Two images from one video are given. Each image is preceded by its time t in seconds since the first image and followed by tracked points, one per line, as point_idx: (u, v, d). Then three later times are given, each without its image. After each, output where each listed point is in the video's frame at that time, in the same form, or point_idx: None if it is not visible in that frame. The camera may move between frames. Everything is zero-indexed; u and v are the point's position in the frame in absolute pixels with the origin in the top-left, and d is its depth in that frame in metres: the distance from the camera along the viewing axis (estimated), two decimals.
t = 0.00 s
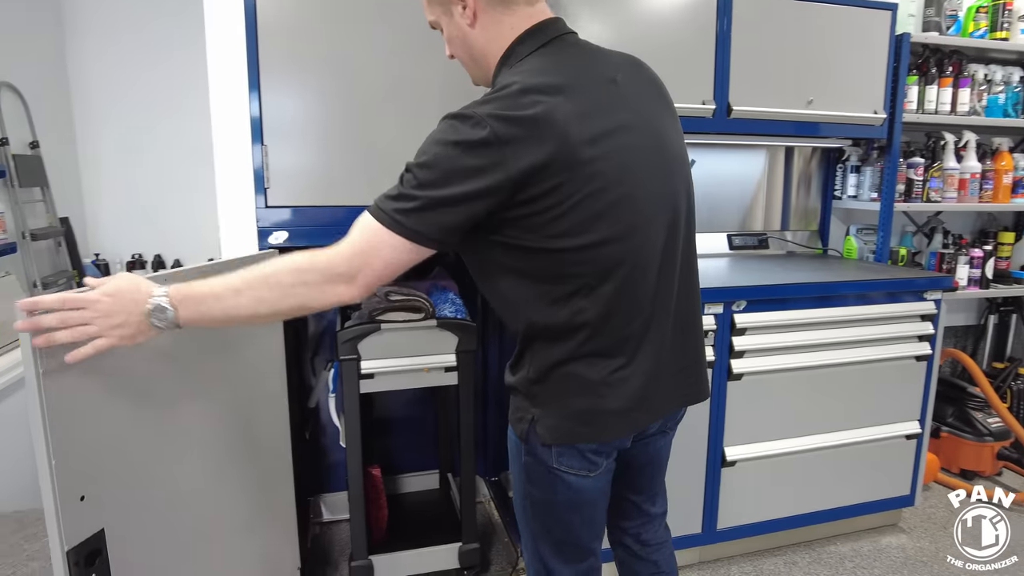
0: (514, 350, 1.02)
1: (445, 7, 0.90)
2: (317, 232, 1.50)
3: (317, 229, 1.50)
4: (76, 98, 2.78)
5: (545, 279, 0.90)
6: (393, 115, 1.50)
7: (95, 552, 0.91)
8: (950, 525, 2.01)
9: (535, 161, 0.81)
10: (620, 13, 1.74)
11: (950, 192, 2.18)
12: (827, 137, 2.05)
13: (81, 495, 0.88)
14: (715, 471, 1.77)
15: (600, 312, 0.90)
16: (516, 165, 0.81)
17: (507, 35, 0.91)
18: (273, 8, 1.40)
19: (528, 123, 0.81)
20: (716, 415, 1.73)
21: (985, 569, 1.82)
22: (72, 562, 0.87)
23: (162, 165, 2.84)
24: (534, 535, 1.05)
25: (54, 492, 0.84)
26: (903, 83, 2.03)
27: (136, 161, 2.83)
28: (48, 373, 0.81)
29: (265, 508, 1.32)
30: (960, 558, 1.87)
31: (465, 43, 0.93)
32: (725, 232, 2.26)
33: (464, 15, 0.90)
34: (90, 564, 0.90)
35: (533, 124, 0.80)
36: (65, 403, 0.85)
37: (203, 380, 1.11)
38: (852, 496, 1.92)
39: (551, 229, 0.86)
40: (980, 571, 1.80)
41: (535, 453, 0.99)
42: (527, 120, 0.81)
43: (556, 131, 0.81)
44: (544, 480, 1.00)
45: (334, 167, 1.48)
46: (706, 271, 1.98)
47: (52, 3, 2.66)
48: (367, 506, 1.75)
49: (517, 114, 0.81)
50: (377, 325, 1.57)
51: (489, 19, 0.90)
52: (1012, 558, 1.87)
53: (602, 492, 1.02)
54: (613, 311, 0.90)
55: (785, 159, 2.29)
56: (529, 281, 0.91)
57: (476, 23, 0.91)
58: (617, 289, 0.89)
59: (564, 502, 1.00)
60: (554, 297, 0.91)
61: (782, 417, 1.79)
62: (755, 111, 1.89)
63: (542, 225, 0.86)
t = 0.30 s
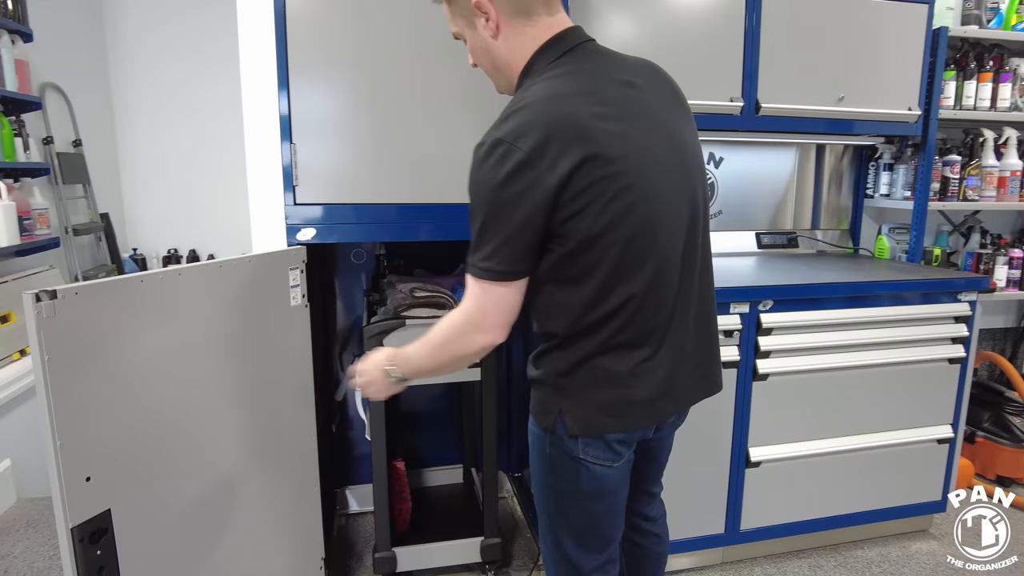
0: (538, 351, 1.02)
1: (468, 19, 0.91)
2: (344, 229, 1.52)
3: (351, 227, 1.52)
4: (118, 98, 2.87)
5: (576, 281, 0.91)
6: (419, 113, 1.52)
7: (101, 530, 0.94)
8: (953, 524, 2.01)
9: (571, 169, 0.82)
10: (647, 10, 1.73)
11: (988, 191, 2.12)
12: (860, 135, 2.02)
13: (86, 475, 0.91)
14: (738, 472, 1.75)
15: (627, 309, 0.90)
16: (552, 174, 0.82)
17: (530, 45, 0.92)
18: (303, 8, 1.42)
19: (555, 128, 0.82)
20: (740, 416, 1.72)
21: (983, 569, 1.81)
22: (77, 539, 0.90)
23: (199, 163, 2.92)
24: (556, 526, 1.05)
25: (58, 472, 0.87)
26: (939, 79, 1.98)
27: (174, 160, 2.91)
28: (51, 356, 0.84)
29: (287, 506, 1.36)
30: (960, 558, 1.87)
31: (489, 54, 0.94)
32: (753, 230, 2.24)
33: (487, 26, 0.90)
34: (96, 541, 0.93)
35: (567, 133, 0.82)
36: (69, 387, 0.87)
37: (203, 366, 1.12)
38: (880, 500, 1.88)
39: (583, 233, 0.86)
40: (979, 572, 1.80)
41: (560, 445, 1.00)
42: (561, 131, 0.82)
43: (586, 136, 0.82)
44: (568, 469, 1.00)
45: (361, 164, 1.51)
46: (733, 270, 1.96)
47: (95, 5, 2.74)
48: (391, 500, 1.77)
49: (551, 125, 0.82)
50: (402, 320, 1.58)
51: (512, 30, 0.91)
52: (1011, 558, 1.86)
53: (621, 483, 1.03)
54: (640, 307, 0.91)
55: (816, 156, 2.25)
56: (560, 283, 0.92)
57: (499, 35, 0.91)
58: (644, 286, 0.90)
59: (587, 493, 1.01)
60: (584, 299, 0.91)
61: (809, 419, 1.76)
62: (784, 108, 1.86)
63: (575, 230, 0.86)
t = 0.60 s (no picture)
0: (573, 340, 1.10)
1: (518, 38, 1.02)
2: (370, 226, 1.55)
3: (374, 224, 1.55)
4: (148, 97, 2.93)
5: (612, 273, 0.98)
6: (441, 111, 1.53)
7: (109, 512, 0.97)
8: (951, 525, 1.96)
9: (608, 170, 0.91)
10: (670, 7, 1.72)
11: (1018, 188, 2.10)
12: (887, 132, 1.99)
13: (95, 459, 0.94)
14: (757, 471, 1.74)
15: (659, 301, 0.97)
16: (592, 175, 0.91)
17: (574, 60, 1.03)
18: (326, 8, 1.44)
19: (591, 138, 0.90)
20: (759, 416, 1.71)
21: (983, 569, 1.81)
22: (85, 519, 0.93)
23: (225, 161, 2.97)
24: (575, 501, 1.12)
25: (66, 454, 0.90)
26: (968, 75, 1.94)
27: (201, 157, 2.97)
28: (60, 344, 0.87)
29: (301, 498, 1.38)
30: (960, 558, 1.86)
31: (536, 69, 1.05)
32: (776, 228, 2.21)
33: (536, 44, 1.02)
34: (104, 523, 0.96)
35: (605, 138, 0.90)
36: (79, 373, 0.91)
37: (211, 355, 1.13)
38: (903, 503, 1.86)
39: (619, 227, 0.94)
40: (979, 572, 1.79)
41: (591, 424, 1.06)
42: (600, 136, 0.91)
43: (622, 140, 0.91)
44: (593, 449, 1.06)
45: (384, 161, 1.52)
46: (755, 269, 1.94)
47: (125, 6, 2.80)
48: (410, 494, 1.79)
49: (591, 130, 0.91)
50: (421, 316, 1.61)
51: (559, 47, 1.02)
52: (1011, 559, 1.85)
53: (640, 467, 1.10)
54: (672, 300, 0.97)
55: (840, 154, 2.23)
56: (597, 275, 1.00)
57: (547, 51, 1.02)
58: (675, 280, 0.96)
59: (610, 472, 1.07)
60: (619, 289, 0.98)
61: (830, 419, 1.74)
62: (808, 105, 1.84)
63: (611, 225, 0.94)
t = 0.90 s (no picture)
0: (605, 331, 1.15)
1: (549, 54, 1.09)
2: (383, 223, 1.56)
3: (387, 220, 1.56)
4: (165, 95, 2.97)
5: (642, 263, 1.04)
6: (451, 109, 1.54)
7: (112, 496, 1.01)
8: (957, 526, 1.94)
9: (635, 166, 0.98)
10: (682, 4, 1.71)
11: None
12: (903, 129, 1.97)
13: (97, 445, 0.98)
14: (766, 469, 1.74)
15: (689, 288, 1.03)
16: (619, 170, 0.98)
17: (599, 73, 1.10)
18: (338, 6, 1.46)
19: (620, 138, 0.97)
20: (769, 414, 1.70)
21: (982, 569, 1.79)
22: (87, 502, 0.97)
23: (241, 158, 3.01)
24: (598, 481, 1.17)
25: (68, 439, 0.94)
26: (986, 70, 1.92)
27: (217, 154, 3.00)
28: (63, 335, 0.91)
29: (311, 488, 1.39)
30: (961, 558, 1.85)
31: (564, 82, 1.12)
32: (788, 226, 2.20)
33: (566, 59, 1.09)
34: (106, 507, 1.00)
35: (630, 136, 0.97)
36: (82, 362, 0.95)
37: (215, 347, 1.15)
38: (915, 502, 1.84)
39: (647, 219, 1.00)
40: (976, 572, 1.78)
41: (628, 409, 1.11)
42: (625, 135, 0.98)
43: (646, 138, 0.98)
44: (632, 434, 1.12)
45: (395, 158, 1.54)
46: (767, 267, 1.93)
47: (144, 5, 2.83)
48: (419, 487, 1.81)
49: (615, 130, 0.98)
50: (430, 312, 1.62)
51: (586, 61, 1.09)
52: (1011, 559, 1.84)
53: (663, 454, 1.17)
54: (701, 286, 1.04)
55: (855, 151, 2.21)
56: (627, 267, 1.06)
57: (575, 65, 1.10)
58: (703, 267, 1.03)
59: (640, 457, 1.14)
60: (649, 278, 1.04)
61: (841, 418, 1.74)
62: (821, 101, 1.82)
63: (639, 218, 1.00)
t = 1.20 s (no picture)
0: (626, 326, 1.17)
1: (573, 51, 1.10)
2: (391, 218, 1.57)
3: (397, 216, 1.57)
4: (176, 91, 2.99)
5: (665, 256, 1.06)
6: (458, 105, 1.54)
7: (116, 482, 1.05)
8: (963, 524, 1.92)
9: (659, 161, 1.00)
10: None
11: None
12: (914, 125, 1.95)
13: (100, 433, 1.01)
14: (773, 466, 1.74)
15: (713, 280, 1.06)
16: (644, 165, 1.00)
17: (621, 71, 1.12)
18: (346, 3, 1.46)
19: (646, 133, 1.00)
20: (775, 411, 1.70)
21: (982, 569, 1.78)
22: (92, 488, 1.01)
23: (251, 154, 3.03)
24: (615, 471, 1.18)
25: (72, 428, 0.97)
26: (998, 65, 1.90)
27: (227, 151, 3.03)
28: (67, 326, 0.94)
29: (319, 481, 1.41)
30: (961, 558, 1.83)
31: (587, 79, 1.12)
32: (797, 222, 2.19)
33: (590, 56, 1.10)
34: (110, 493, 1.04)
35: (654, 131, 1.00)
36: (86, 353, 0.98)
37: (219, 341, 1.17)
38: (921, 500, 1.83)
39: (671, 213, 1.02)
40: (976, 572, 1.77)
41: (652, 401, 1.13)
42: (648, 130, 1.00)
43: (670, 134, 1.00)
44: (650, 424, 1.14)
45: (401, 154, 1.54)
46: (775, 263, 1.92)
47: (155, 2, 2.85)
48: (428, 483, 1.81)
49: (639, 126, 1.00)
50: (440, 309, 1.61)
51: (610, 59, 1.11)
52: (1012, 559, 1.82)
53: (680, 447, 1.19)
54: (724, 278, 1.07)
55: (865, 147, 2.19)
56: (650, 261, 1.08)
57: (599, 63, 1.11)
58: (726, 260, 1.06)
59: (659, 448, 1.16)
60: (672, 271, 1.06)
61: (847, 414, 1.73)
62: (830, 97, 1.82)
63: (663, 211, 1.03)
